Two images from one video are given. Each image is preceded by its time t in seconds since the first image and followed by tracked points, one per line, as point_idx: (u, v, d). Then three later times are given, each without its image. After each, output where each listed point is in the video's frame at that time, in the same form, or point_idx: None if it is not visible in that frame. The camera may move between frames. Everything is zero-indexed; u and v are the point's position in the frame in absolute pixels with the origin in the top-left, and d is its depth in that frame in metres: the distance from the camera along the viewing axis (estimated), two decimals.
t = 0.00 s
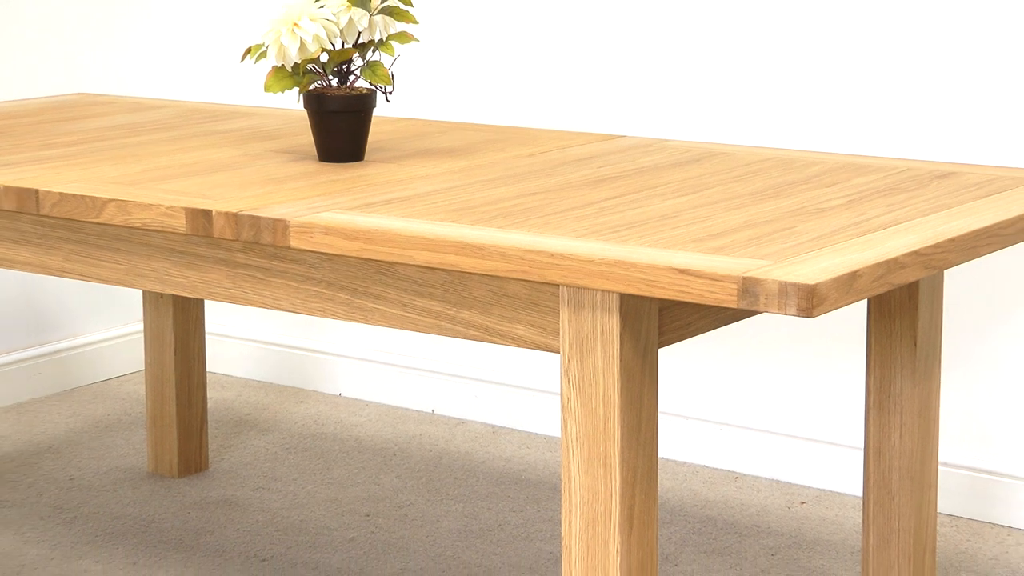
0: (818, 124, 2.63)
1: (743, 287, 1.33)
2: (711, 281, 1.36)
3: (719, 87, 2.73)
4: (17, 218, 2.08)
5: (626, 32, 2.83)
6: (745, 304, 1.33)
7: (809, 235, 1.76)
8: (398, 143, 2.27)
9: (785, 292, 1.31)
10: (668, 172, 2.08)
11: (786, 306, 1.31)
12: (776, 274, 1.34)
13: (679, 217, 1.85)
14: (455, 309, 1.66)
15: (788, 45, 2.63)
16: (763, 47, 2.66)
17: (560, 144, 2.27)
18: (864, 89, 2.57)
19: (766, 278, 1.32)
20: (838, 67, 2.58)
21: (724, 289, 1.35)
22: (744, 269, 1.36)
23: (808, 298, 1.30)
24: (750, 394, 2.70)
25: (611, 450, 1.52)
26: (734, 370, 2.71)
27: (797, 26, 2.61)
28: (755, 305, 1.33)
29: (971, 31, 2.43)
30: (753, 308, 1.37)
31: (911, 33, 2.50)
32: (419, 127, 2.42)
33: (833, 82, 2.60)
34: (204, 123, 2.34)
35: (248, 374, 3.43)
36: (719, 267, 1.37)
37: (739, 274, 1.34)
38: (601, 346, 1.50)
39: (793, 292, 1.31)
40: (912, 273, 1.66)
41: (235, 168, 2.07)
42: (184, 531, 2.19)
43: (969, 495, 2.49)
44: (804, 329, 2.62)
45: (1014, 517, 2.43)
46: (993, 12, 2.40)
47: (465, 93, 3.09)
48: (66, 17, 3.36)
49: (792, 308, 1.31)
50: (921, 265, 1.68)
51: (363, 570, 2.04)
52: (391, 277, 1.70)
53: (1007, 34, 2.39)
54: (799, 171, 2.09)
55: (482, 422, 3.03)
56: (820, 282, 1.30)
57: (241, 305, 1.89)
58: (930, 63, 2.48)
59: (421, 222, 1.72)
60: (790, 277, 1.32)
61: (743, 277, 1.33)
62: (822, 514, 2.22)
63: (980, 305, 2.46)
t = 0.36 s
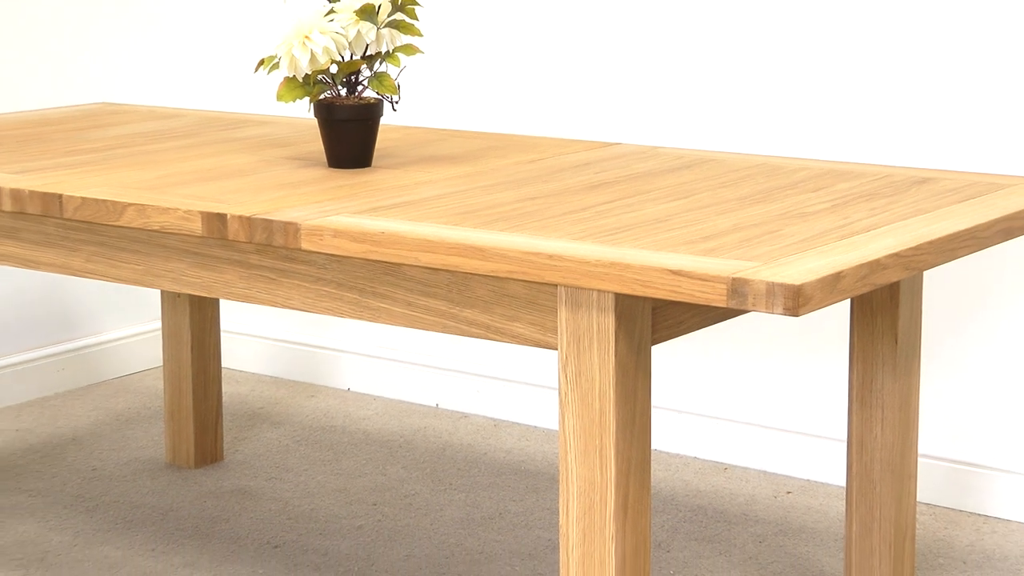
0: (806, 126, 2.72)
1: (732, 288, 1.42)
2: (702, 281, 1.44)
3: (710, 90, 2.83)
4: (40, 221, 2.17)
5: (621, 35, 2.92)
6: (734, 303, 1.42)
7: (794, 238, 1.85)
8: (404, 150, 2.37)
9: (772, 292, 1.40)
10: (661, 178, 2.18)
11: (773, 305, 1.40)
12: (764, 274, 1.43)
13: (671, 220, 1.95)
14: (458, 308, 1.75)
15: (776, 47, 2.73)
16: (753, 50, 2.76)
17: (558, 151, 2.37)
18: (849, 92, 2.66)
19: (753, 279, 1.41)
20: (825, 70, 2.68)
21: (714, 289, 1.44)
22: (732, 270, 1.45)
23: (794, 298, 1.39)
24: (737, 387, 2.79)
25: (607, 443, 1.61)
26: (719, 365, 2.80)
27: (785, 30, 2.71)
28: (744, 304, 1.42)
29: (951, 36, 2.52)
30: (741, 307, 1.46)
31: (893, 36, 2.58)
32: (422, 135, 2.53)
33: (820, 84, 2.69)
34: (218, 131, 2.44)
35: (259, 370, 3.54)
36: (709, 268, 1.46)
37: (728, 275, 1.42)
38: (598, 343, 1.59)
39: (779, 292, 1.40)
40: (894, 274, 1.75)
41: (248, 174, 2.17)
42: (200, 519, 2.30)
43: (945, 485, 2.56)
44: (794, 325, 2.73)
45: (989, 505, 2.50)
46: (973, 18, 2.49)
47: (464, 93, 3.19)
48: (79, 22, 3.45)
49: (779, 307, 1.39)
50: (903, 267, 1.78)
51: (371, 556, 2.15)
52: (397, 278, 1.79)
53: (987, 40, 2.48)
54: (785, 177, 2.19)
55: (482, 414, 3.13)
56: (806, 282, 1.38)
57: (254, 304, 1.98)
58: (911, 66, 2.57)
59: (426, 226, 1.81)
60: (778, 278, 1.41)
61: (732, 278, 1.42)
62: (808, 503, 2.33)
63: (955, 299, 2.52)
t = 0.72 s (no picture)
0: (794, 131, 2.82)
1: (722, 288, 1.51)
2: (694, 282, 1.54)
3: (702, 95, 2.93)
4: (62, 224, 2.27)
5: (617, 41, 3.02)
6: (725, 303, 1.51)
7: (780, 240, 1.95)
8: (409, 157, 2.48)
9: (760, 292, 1.49)
10: (654, 184, 2.29)
11: (761, 304, 1.49)
12: (752, 274, 1.53)
13: (663, 223, 2.06)
14: (461, 307, 1.84)
15: (765, 55, 2.83)
16: (744, 55, 2.85)
17: (557, 157, 2.48)
18: (836, 97, 2.75)
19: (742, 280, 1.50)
20: (814, 75, 2.77)
21: (704, 289, 1.53)
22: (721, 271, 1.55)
23: (781, 298, 1.48)
24: (725, 382, 2.88)
25: (603, 435, 1.71)
26: (709, 362, 2.90)
27: (774, 36, 2.81)
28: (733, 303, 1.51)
29: (934, 44, 2.62)
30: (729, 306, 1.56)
31: (878, 43, 2.68)
32: (427, 142, 2.64)
33: (808, 90, 2.79)
34: (231, 139, 2.55)
35: (269, 367, 3.65)
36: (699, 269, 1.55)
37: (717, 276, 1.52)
38: (595, 341, 1.69)
39: (767, 292, 1.49)
40: (874, 274, 1.85)
41: (261, 180, 2.27)
42: (216, 508, 2.41)
43: (926, 476, 2.66)
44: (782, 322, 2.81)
45: (968, 496, 2.61)
46: (955, 27, 2.59)
47: (467, 99, 3.30)
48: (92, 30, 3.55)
49: (767, 306, 1.49)
50: (884, 268, 1.88)
51: (377, 544, 2.27)
52: (403, 278, 1.89)
53: (969, 48, 2.58)
54: (772, 183, 2.30)
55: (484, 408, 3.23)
56: (793, 283, 1.48)
57: (267, 303, 2.08)
58: (895, 71, 2.67)
59: (430, 229, 1.91)
60: (764, 278, 1.50)
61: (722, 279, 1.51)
62: (794, 494, 2.48)
63: (936, 298, 2.62)
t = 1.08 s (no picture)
0: (783, 136, 2.92)
1: (714, 287, 1.60)
2: (686, 283, 1.63)
3: (694, 99, 3.03)
4: (83, 227, 2.37)
5: (614, 47, 3.12)
6: (716, 301, 1.59)
7: (768, 243, 2.05)
8: (414, 163, 2.59)
9: (750, 292, 1.58)
10: (648, 189, 2.39)
11: (750, 302, 1.58)
12: (742, 275, 1.61)
13: (656, 226, 2.16)
14: (464, 306, 1.94)
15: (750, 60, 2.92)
16: (736, 61, 2.95)
17: (556, 164, 2.59)
18: (823, 102, 2.85)
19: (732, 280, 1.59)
20: (798, 78, 2.86)
21: (696, 288, 1.62)
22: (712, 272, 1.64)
23: (769, 297, 1.57)
24: (718, 376, 2.98)
25: (599, 429, 1.81)
26: (702, 358, 3.00)
27: (766, 43, 2.90)
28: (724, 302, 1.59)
29: (919, 52, 2.71)
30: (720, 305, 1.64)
31: (865, 51, 2.78)
32: (431, 149, 2.75)
33: (797, 95, 2.89)
34: (244, 146, 2.65)
35: (278, 364, 3.77)
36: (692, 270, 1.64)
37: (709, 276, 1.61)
38: (592, 339, 1.79)
39: (756, 291, 1.57)
40: (856, 276, 1.95)
41: (273, 185, 2.38)
42: (229, 498, 2.53)
43: (908, 468, 2.76)
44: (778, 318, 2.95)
45: (947, 486, 2.71)
46: (938, 36, 2.68)
47: (469, 106, 3.41)
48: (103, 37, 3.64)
49: (756, 304, 1.57)
50: (867, 269, 1.97)
51: (384, 532, 2.38)
52: (408, 279, 1.98)
53: (952, 56, 2.67)
54: (761, 188, 2.41)
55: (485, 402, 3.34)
56: (781, 284, 1.57)
57: (278, 302, 2.17)
58: (881, 78, 2.76)
59: (434, 231, 2.00)
60: (753, 279, 1.59)
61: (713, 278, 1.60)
62: (781, 484, 2.62)
63: (920, 297, 2.72)
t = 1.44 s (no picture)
0: (772, 142, 3.02)
1: (706, 287, 1.69)
2: (679, 283, 1.73)
3: (687, 105, 3.13)
4: (102, 230, 2.46)
5: (612, 53, 3.23)
6: (708, 301, 1.69)
7: (756, 246, 2.15)
8: (419, 169, 2.70)
9: (740, 292, 1.67)
10: (642, 194, 2.50)
11: (740, 302, 1.67)
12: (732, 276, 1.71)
13: (649, 229, 2.27)
14: (467, 306, 2.04)
15: (745, 71, 3.03)
16: (728, 67, 3.05)
17: (555, 170, 2.70)
18: (813, 110, 2.95)
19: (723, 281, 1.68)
20: (790, 88, 2.97)
21: (689, 288, 1.72)
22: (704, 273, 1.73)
23: (759, 298, 1.66)
24: (711, 373, 3.08)
25: (595, 423, 1.92)
26: (697, 356, 3.10)
27: (757, 51, 3.00)
28: (716, 302, 1.69)
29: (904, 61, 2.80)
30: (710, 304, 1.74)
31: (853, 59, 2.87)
32: (435, 155, 2.86)
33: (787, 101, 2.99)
34: (255, 153, 2.76)
35: (286, 360, 3.88)
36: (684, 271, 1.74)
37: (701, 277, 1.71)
38: (588, 337, 1.89)
39: (746, 292, 1.67)
40: (838, 277, 2.05)
41: (284, 191, 2.49)
42: (242, 489, 2.64)
43: (891, 460, 2.87)
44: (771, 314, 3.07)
45: (927, 477, 2.83)
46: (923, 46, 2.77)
47: (471, 112, 3.52)
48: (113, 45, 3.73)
49: (746, 303, 1.67)
50: (851, 270, 2.07)
51: (391, 521, 2.49)
52: (414, 280, 2.08)
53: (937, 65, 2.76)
54: (751, 193, 2.51)
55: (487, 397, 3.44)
56: (768, 283, 1.67)
57: (288, 302, 2.27)
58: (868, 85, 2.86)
59: (437, 234, 2.10)
60: (743, 279, 1.69)
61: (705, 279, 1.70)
62: (769, 476, 2.76)
63: (905, 296, 2.83)
